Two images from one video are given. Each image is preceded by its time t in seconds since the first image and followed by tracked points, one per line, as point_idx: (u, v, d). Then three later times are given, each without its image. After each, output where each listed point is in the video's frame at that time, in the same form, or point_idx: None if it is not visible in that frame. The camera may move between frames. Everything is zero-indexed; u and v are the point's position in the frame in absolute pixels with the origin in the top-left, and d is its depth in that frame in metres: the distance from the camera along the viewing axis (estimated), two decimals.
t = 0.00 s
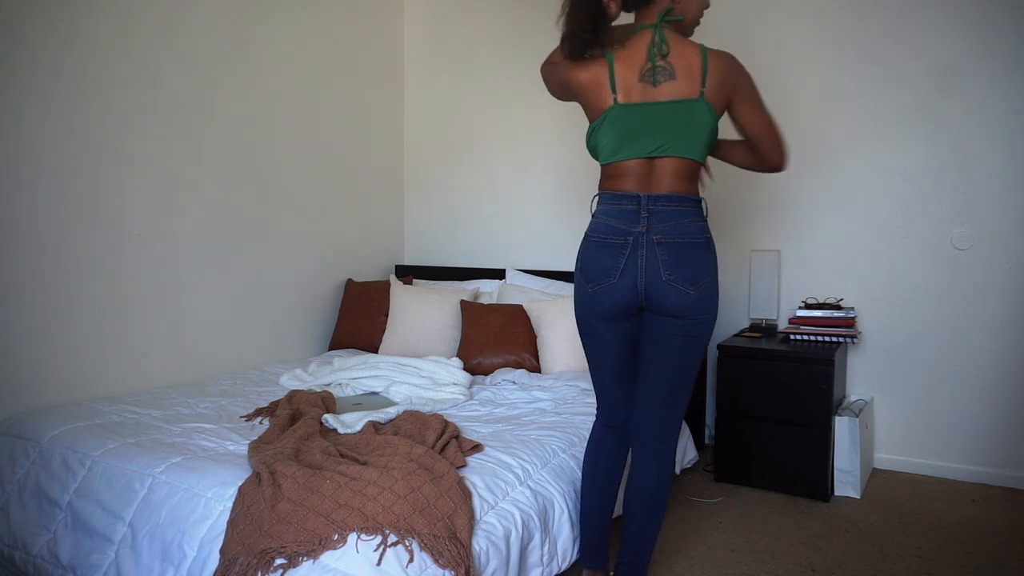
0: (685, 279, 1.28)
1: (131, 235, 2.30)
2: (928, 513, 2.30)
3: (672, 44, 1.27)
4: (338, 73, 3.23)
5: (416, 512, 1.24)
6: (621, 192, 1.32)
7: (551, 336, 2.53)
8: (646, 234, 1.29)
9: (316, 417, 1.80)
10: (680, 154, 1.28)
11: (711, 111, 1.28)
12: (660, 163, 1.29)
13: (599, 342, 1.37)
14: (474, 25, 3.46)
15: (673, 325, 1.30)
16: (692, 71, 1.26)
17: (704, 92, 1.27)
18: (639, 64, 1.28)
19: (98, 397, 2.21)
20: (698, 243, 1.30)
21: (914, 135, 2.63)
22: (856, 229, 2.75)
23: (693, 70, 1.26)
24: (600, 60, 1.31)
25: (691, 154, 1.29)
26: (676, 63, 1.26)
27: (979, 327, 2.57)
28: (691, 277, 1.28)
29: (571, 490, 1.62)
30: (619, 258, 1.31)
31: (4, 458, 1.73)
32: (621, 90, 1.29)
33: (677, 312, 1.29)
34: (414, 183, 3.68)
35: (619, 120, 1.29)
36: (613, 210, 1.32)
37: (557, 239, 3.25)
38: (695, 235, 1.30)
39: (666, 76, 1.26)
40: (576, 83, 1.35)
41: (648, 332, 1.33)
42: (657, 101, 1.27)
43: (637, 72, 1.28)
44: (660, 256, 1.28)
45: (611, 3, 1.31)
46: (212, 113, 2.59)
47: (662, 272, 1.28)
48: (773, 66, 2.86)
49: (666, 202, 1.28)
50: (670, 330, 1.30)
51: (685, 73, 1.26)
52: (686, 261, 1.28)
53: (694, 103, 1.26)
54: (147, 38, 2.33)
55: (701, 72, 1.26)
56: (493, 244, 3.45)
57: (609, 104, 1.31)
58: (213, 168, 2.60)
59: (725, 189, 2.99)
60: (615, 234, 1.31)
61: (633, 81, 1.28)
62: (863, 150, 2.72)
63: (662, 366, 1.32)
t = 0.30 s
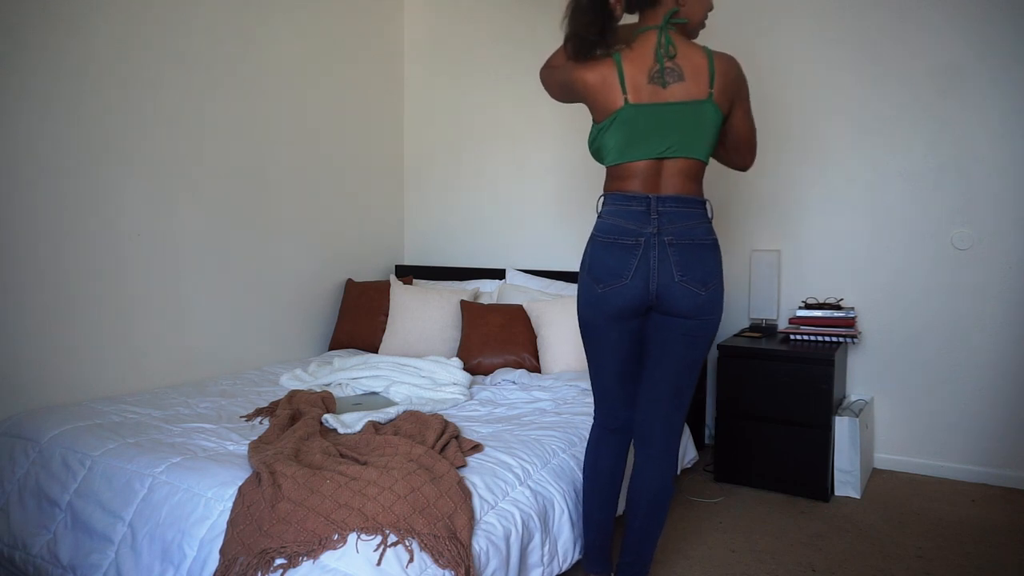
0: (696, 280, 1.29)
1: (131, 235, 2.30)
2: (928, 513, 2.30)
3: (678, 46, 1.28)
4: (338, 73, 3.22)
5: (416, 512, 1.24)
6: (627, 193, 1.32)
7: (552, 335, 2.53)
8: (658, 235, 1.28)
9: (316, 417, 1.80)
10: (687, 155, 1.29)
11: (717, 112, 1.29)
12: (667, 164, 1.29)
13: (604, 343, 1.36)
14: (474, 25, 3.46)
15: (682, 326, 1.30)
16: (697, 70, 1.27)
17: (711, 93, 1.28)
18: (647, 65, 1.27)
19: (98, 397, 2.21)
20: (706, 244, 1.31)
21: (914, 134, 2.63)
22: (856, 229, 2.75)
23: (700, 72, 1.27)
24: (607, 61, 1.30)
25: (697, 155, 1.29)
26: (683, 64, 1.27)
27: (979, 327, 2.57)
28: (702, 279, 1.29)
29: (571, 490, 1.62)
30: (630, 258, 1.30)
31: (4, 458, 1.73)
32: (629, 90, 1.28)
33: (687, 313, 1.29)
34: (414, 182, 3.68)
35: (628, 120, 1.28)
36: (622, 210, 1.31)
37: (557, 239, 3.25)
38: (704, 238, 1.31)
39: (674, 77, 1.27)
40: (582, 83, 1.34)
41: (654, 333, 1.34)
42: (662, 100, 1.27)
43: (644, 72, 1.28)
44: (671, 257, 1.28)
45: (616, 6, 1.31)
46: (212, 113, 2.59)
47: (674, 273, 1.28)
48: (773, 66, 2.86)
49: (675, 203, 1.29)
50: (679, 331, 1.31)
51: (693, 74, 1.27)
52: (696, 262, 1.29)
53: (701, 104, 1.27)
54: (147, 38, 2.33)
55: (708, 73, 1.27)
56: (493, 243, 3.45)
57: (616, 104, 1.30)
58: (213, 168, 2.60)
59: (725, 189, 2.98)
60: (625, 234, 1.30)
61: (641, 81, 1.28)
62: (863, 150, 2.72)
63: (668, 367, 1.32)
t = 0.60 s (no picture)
0: (689, 280, 1.26)
1: (131, 235, 2.30)
2: (928, 513, 2.30)
3: (669, 44, 1.27)
4: (338, 73, 3.22)
5: (416, 512, 1.24)
6: (629, 194, 1.32)
7: (551, 335, 2.53)
8: (649, 235, 1.28)
9: (316, 417, 1.80)
10: (683, 154, 1.26)
11: (712, 110, 1.25)
12: (665, 163, 1.28)
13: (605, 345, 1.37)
14: (474, 25, 3.46)
15: (677, 326, 1.29)
16: (690, 69, 1.25)
17: (703, 90, 1.24)
18: (636, 66, 1.28)
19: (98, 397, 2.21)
20: (703, 243, 1.28)
21: (914, 134, 2.63)
22: (857, 229, 2.75)
23: (690, 69, 1.25)
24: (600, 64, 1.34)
25: (696, 154, 1.26)
26: (672, 63, 1.26)
27: (979, 327, 2.57)
28: (695, 278, 1.27)
29: (571, 490, 1.61)
30: (622, 260, 1.31)
31: (3, 458, 1.73)
32: (619, 92, 1.30)
33: (682, 313, 1.27)
34: (414, 182, 3.68)
35: (620, 122, 1.29)
36: (620, 211, 1.32)
37: (557, 239, 3.25)
38: (701, 237, 1.28)
39: (663, 76, 1.26)
40: (577, 87, 1.38)
41: (655, 334, 1.33)
42: (654, 101, 1.27)
43: (633, 73, 1.29)
44: (663, 257, 1.27)
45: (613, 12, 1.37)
46: (212, 113, 2.59)
47: (666, 273, 1.27)
48: (773, 66, 2.86)
49: (674, 203, 1.27)
50: (677, 331, 1.29)
51: (682, 72, 1.25)
52: (690, 261, 1.27)
53: (693, 102, 1.25)
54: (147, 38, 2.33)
55: (699, 70, 1.24)
56: (493, 243, 3.45)
57: (610, 106, 1.33)
58: (213, 168, 2.60)
59: (724, 189, 2.98)
60: (620, 235, 1.32)
61: (630, 82, 1.29)
62: (863, 150, 2.72)
63: (669, 367, 1.30)
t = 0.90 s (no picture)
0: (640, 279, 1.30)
1: (131, 235, 2.30)
2: (928, 513, 2.30)
3: (641, 48, 1.31)
4: (338, 73, 3.22)
5: (416, 512, 1.24)
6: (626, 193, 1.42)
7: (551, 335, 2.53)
8: (619, 236, 1.37)
9: (316, 417, 1.80)
10: (655, 153, 1.29)
11: (673, 106, 1.25)
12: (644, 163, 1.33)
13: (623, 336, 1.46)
14: (474, 25, 3.46)
15: (642, 323, 1.33)
16: (648, 70, 1.27)
17: (660, 88, 1.25)
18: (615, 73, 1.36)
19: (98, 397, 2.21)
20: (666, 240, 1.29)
21: (914, 134, 2.63)
22: (857, 229, 2.75)
23: (651, 69, 1.27)
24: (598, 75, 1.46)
25: (667, 153, 1.28)
26: (639, 66, 1.30)
27: (979, 327, 2.57)
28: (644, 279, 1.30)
29: (571, 490, 1.61)
30: (603, 258, 1.42)
31: (4, 458, 1.73)
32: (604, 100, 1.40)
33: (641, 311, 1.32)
34: (414, 182, 3.68)
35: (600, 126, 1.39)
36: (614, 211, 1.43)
37: (557, 239, 3.25)
38: (659, 235, 1.30)
39: (631, 79, 1.31)
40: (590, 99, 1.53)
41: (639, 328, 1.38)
42: (619, 102, 1.33)
43: (614, 80, 1.37)
44: (624, 256, 1.35)
45: (611, 26, 1.43)
46: (212, 113, 2.59)
47: (625, 272, 1.34)
48: (773, 66, 2.86)
49: (642, 204, 1.33)
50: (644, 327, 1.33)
51: (646, 72, 1.28)
52: (645, 260, 1.30)
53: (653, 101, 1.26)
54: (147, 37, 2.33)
55: (658, 69, 1.25)
56: (493, 243, 3.45)
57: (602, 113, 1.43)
58: (213, 168, 2.60)
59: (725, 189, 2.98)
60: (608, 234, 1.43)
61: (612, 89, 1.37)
62: (862, 150, 2.72)
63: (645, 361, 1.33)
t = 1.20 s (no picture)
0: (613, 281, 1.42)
1: (131, 235, 2.30)
2: (928, 513, 2.30)
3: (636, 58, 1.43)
4: (338, 73, 3.22)
5: (416, 512, 1.24)
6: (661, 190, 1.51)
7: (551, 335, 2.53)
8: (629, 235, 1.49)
9: (316, 417, 1.80)
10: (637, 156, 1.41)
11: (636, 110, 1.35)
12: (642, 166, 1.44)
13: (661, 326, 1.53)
14: (474, 25, 3.46)
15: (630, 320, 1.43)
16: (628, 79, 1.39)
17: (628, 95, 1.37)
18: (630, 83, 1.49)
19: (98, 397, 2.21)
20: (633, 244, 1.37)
21: (914, 134, 2.63)
22: (857, 229, 2.75)
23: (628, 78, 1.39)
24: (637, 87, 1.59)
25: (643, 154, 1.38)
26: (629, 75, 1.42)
27: (979, 327, 2.57)
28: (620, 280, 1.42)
29: (571, 490, 1.61)
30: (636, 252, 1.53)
31: (4, 458, 1.73)
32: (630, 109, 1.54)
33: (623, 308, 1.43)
34: (414, 182, 3.68)
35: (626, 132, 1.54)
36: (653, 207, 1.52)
37: (557, 239, 3.25)
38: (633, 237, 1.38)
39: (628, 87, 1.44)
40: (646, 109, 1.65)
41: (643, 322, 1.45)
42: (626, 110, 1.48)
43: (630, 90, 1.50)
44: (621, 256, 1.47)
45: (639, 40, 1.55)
46: (212, 113, 2.59)
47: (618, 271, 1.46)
48: (773, 65, 2.85)
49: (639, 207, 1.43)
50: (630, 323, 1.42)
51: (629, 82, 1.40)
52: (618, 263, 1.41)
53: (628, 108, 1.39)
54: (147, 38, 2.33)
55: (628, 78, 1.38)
56: (493, 243, 3.45)
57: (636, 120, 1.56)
58: (213, 168, 2.60)
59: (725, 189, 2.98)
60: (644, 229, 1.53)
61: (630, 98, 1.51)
62: (862, 150, 2.72)
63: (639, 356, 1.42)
